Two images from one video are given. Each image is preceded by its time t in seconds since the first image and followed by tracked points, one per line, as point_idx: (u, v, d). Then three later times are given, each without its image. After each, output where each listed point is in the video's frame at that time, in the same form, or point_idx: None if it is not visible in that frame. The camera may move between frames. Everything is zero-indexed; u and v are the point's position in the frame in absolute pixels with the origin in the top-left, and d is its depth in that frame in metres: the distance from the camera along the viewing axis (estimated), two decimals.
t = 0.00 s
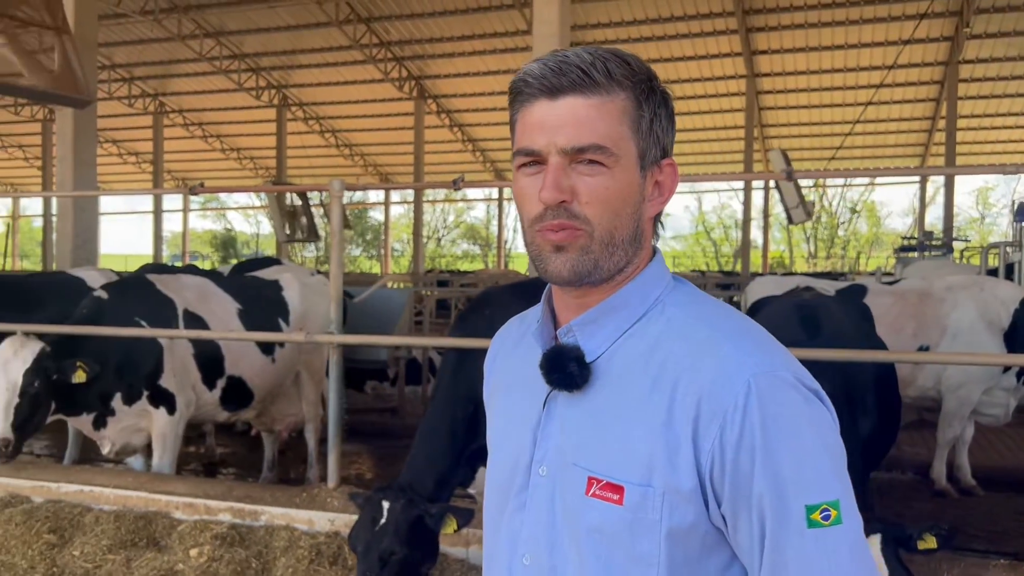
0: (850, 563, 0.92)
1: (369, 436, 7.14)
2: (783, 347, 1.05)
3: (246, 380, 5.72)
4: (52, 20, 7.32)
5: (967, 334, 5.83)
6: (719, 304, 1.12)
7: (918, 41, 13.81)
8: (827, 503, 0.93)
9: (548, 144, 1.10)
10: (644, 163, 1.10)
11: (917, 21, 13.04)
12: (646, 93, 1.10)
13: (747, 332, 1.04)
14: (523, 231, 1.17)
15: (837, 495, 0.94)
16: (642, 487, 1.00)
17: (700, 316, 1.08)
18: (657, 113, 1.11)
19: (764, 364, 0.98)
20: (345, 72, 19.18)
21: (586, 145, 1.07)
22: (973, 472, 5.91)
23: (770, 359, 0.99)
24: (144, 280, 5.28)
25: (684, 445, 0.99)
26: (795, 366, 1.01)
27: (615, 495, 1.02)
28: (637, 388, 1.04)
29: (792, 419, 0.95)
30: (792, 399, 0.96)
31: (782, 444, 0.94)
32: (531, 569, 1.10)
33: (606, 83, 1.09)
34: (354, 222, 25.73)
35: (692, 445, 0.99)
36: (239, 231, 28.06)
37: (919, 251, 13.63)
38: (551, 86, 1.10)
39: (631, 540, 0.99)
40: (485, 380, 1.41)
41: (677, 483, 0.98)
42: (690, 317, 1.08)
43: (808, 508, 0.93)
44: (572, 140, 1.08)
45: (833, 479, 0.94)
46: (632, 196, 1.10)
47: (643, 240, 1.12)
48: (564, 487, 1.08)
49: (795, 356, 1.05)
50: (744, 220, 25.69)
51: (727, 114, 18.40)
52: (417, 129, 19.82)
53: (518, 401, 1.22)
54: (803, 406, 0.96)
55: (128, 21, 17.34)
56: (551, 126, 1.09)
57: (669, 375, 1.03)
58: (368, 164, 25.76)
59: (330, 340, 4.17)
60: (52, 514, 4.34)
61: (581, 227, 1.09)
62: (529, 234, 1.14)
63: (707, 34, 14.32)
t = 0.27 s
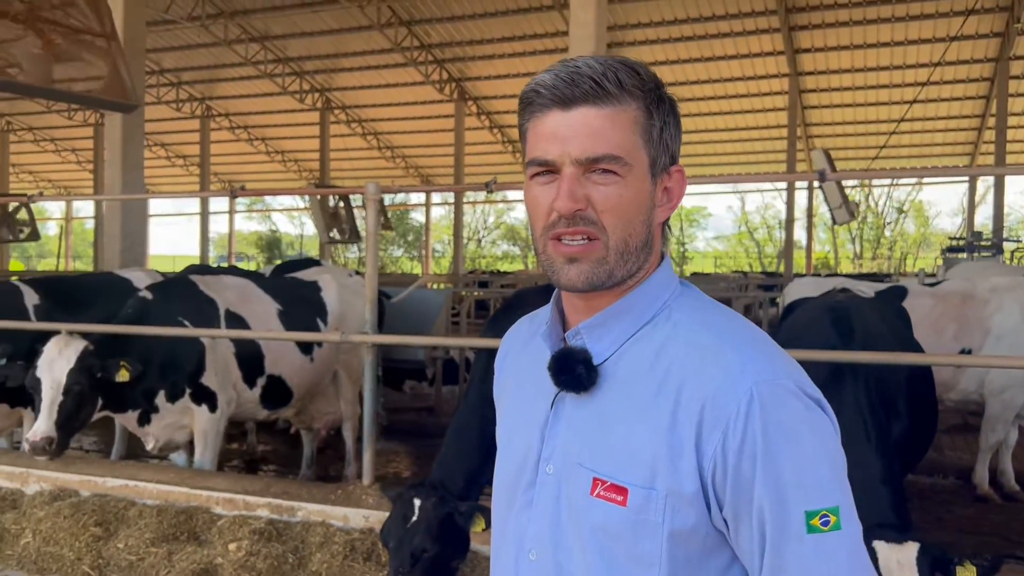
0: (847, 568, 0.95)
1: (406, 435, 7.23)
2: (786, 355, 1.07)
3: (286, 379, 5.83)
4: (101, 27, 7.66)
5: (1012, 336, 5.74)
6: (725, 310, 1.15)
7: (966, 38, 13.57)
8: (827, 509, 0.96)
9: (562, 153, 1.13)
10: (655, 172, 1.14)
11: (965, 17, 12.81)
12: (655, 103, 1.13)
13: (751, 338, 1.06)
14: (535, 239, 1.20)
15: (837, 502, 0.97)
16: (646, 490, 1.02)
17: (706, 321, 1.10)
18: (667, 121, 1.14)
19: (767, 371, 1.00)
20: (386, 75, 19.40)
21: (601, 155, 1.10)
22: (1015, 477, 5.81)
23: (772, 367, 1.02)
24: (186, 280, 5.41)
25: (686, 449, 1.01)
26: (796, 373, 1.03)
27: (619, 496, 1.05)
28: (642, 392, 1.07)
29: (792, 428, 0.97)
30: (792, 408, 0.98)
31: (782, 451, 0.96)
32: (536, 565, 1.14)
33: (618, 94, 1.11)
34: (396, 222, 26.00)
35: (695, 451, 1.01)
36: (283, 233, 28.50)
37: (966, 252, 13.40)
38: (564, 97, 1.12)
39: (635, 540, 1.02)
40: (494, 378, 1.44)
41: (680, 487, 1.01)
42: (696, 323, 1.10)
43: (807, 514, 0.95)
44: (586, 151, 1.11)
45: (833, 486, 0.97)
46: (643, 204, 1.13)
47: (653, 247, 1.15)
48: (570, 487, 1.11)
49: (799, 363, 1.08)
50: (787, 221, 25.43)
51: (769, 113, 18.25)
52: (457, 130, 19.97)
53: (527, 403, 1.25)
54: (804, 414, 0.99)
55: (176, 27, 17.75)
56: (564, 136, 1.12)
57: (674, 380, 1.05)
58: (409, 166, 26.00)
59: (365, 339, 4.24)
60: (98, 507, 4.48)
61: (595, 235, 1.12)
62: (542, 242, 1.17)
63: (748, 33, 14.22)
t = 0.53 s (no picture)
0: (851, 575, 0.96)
1: (442, 434, 7.30)
2: (796, 358, 1.08)
3: (325, 378, 5.93)
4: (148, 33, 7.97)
5: None
6: (736, 313, 1.17)
7: (1014, 33, 13.31)
8: (830, 514, 0.97)
9: (577, 160, 1.15)
10: (669, 176, 1.16)
11: (1013, 11, 12.57)
12: (669, 109, 1.15)
13: (759, 343, 1.07)
14: (551, 243, 1.23)
15: (841, 507, 0.98)
16: (652, 491, 1.05)
17: (714, 325, 1.12)
18: (682, 127, 1.17)
19: (772, 376, 1.02)
20: (427, 77, 19.58)
21: (616, 162, 1.13)
22: None
23: (779, 371, 1.03)
24: (229, 281, 5.52)
25: (691, 451, 1.04)
26: (803, 377, 1.04)
27: (625, 496, 1.07)
28: (650, 394, 1.10)
29: (795, 432, 0.98)
30: (797, 411, 0.99)
31: (783, 455, 0.98)
32: (551, 562, 1.17)
33: (632, 101, 1.14)
34: (436, 223, 26.19)
35: (699, 453, 1.03)
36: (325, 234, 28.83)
37: (1015, 252, 13.13)
38: (579, 104, 1.15)
39: (640, 540, 1.05)
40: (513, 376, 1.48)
41: (684, 488, 1.03)
42: (706, 326, 1.12)
43: (810, 519, 0.97)
44: (601, 157, 1.13)
45: (837, 491, 0.98)
46: (656, 210, 1.15)
47: (666, 250, 1.18)
48: (580, 486, 1.14)
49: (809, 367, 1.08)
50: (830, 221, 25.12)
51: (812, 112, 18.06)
52: (497, 132, 20.07)
53: (544, 403, 1.29)
54: (808, 419, 0.99)
55: (221, 32, 18.12)
56: (579, 143, 1.15)
57: (681, 383, 1.07)
58: (449, 167, 26.18)
59: (400, 339, 4.32)
60: (142, 502, 4.61)
61: (610, 241, 1.15)
62: (558, 246, 1.20)
63: (789, 32, 14.11)
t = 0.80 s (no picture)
0: (840, 563, 0.98)
1: (478, 433, 7.35)
2: (793, 350, 1.10)
3: (362, 376, 6.02)
4: (190, 37, 8.12)
5: None
6: (739, 307, 1.19)
7: None
8: (820, 503, 0.99)
9: (576, 157, 1.19)
10: (670, 172, 1.18)
11: None
12: (669, 106, 1.18)
13: (755, 334, 1.10)
14: (555, 239, 1.27)
15: (831, 496, 1.00)
16: (646, 477, 1.08)
17: (712, 316, 1.15)
18: (683, 123, 1.19)
19: (762, 366, 1.04)
20: (465, 78, 19.71)
21: (613, 158, 1.16)
22: None
23: (772, 359, 1.06)
24: (269, 280, 5.62)
25: (684, 438, 1.07)
26: (796, 368, 1.06)
27: (622, 483, 1.11)
28: (646, 384, 1.13)
29: (782, 421, 1.01)
30: (786, 401, 1.02)
31: (771, 445, 1.01)
32: (559, 544, 1.20)
33: (631, 99, 1.17)
34: (474, 224, 26.33)
35: (691, 441, 1.07)
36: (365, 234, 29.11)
37: None
38: (579, 103, 1.18)
39: (636, 527, 1.09)
40: (535, 369, 1.52)
41: (678, 475, 1.06)
42: (705, 318, 1.15)
43: (800, 507, 0.99)
44: (599, 155, 1.17)
45: (828, 482, 1.00)
46: (656, 207, 1.18)
47: (669, 243, 1.21)
48: (582, 473, 1.17)
49: (806, 360, 1.10)
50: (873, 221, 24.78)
51: (853, 111, 17.86)
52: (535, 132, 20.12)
53: (554, 392, 1.33)
54: (797, 407, 1.02)
55: (264, 35, 18.45)
56: (580, 140, 1.18)
57: (676, 372, 1.11)
58: (487, 168, 26.31)
59: (434, 338, 4.40)
60: (183, 496, 4.73)
61: (608, 235, 1.19)
62: (560, 242, 1.24)
63: (830, 29, 13.97)
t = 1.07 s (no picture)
0: (815, 552, 1.14)
1: (511, 432, 7.40)
2: (777, 353, 1.27)
3: (397, 374, 6.09)
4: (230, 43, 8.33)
5: None
6: (728, 306, 1.36)
7: None
8: (797, 499, 1.15)
9: (569, 166, 1.33)
10: (661, 178, 1.32)
11: None
12: (658, 115, 1.31)
13: (738, 336, 1.27)
14: (553, 242, 1.41)
15: (809, 494, 1.16)
16: (635, 472, 1.28)
17: (701, 317, 1.32)
18: (673, 131, 1.32)
19: (744, 366, 1.22)
20: (501, 79, 19.78)
21: (602, 168, 1.30)
22: None
23: (753, 365, 1.23)
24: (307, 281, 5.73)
25: (671, 436, 1.26)
26: (777, 368, 1.23)
27: (614, 476, 1.31)
28: (640, 385, 1.32)
29: (760, 419, 1.18)
30: (765, 398, 1.19)
31: (747, 443, 1.18)
32: (559, 535, 1.41)
33: (621, 109, 1.31)
34: (510, 225, 26.40)
35: (677, 438, 1.25)
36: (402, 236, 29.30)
37: None
38: (572, 114, 1.33)
39: (627, 517, 1.28)
40: (553, 367, 1.72)
41: (665, 470, 1.25)
42: (695, 319, 1.33)
43: (777, 502, 1.16)
44: (590, 164, 1.31)
45: (804, 478, 1.16)
46: (647, 211, 1.32)
47: (662, 246, 1.35)
48: (582, 468, 1.38)
49: (789, 360, 1.27)
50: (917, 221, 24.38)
51: (893, 109, 17.63)
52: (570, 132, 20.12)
53: (561, 394, 1.55)
54: (777, 405, 1.19)
55: (303, 38, 18.71)
56: (572, 150, 1.32)
57: (663, 377, 1.29)
58: (523, 169, 26.36)
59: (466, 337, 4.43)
60: (221, 491, 4.84)
61: (601, 241, 1.33)
62: (557, 245, 1.39)
63: (871, 26, 13.81)
